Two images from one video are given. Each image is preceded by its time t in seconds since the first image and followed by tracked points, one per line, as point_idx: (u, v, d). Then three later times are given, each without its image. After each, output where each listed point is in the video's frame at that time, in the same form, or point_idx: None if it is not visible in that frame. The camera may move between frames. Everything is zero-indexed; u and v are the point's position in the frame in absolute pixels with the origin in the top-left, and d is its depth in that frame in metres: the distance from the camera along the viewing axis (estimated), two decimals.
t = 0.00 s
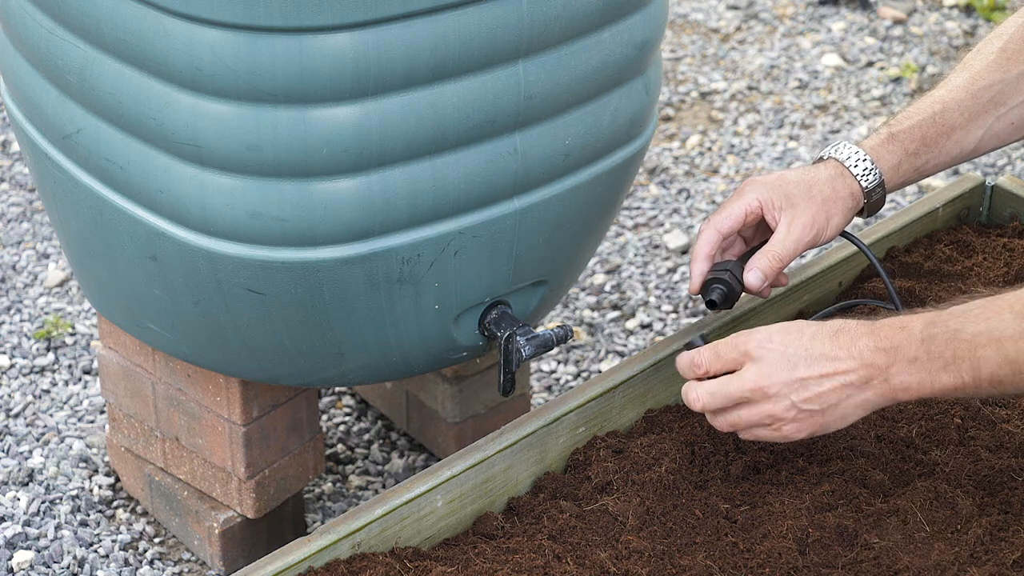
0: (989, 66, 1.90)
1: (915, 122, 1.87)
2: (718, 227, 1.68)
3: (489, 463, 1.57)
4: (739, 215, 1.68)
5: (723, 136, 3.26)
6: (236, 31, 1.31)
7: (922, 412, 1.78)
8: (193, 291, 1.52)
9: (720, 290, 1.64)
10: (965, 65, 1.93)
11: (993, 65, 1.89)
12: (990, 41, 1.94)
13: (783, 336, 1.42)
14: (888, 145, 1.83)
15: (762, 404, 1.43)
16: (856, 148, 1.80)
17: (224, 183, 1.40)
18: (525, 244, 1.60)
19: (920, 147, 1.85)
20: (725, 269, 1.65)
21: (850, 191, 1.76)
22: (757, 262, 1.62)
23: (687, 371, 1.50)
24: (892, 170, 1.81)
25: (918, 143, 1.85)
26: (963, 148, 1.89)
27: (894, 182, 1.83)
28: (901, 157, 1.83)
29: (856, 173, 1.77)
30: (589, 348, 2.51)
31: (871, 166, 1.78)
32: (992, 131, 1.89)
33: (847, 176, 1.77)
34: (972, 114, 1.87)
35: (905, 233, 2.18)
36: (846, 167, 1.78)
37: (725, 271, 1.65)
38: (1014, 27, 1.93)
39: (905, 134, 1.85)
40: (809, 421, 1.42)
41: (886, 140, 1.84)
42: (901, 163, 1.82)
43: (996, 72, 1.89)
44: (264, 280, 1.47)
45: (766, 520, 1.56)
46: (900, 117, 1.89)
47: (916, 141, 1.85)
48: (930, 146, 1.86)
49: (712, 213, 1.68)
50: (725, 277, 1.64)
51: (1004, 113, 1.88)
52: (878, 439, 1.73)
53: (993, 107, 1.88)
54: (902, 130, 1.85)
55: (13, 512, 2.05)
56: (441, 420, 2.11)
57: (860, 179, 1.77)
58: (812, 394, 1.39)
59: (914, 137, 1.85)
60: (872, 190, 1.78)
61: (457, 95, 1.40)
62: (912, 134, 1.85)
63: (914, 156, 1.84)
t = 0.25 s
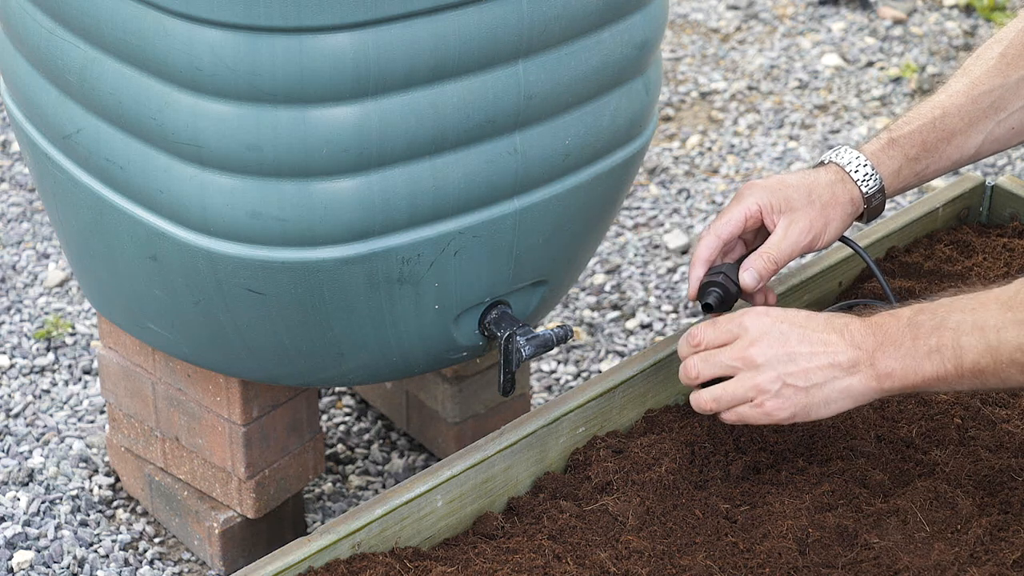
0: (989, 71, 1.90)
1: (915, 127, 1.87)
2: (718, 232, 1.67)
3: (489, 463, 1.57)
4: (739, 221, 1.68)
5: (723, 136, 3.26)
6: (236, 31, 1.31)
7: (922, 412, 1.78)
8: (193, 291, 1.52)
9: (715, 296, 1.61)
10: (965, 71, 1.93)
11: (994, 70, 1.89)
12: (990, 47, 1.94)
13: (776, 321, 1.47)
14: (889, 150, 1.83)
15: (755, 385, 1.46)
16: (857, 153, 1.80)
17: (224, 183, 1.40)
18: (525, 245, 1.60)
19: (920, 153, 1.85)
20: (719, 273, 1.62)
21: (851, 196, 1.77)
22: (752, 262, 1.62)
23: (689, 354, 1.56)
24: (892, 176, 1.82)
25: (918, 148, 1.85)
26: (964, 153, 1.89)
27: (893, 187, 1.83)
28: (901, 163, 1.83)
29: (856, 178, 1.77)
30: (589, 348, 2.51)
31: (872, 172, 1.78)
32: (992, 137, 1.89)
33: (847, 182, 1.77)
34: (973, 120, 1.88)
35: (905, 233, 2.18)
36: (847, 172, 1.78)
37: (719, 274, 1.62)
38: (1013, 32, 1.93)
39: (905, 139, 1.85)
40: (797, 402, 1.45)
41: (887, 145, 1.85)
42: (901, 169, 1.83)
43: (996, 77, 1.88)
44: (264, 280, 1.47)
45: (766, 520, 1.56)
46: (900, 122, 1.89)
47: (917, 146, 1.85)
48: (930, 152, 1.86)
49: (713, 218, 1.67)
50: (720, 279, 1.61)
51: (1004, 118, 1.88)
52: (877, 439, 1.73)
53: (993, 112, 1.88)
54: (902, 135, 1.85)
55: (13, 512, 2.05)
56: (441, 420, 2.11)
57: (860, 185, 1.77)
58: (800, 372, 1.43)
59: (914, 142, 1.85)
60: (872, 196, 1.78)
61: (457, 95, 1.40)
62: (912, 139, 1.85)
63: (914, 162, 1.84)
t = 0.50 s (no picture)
0: (990, 75, 1.89)
1: (916, 131, 1.87)
2: (719, 239, 1.67)
3: (489, 463, 1.57)
4: (739, 228, 1.67)
5: (723, 136, 3.26)
6: (236, 31, 1.31)
7: (922, 412, 1.78)
8: (193, 292, 1.52)
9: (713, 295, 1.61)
10: (964, 76, 1.92)
11: (994, 74, 1.89)
12: (989, 51, 1.94)
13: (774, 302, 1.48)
14: (891, 155, 1.84)
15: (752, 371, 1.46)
16: (859, 157, 1.80)
17: (225, 183, 1.40)
18: (524, 245, 1.60)
19: (921, 157, 1.85)
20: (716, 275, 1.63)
21: (851, 204, 1.77)
22: (748, 263, 1.63)
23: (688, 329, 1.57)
24: (893, 181, 1.82)
25: (920, 152, 1.85)
26: (966, 157, 1.89)
27: (894, 192, 1.84)
28: (902, 168, 1.83)
29: (857, 184, 1.78)
30: (589, 348, 2.51)
31: (873, 177, 1.78)
32: (994, 140, 1.89)
33: (848, 189, 1.77)
34: (974, 124, 1.87)
35: (905, 234, 2.18)
36: (848, 178, 1.78)
37: (716, 277, 1.62)
38: (1012, 37, 1.92)
39: (906, 145, 1.85)
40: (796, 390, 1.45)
41: (888, 149, 1.85)
42: (902, 174, 1.83)
43: (997, 81, 1.88)
44: (264, 280, 1.47)
45: (766, 520, 1.56)
46: (901, 126, 1.90)
47: (918, 151, 1.85)
48: (931, 156, 1.86)
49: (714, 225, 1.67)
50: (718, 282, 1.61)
51: (1004, 121, 1.88)
52: (877, 439, 1.73)
53: (994, 116, 1.88)
54: (903, 140, 1.86)
55: (13, 512, 2.05)
56: (441, 420, 2.11)
57: (861, 191, 1.78)
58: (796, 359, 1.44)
59: (915, 147, 1.85)
60: (873, 201, 1.79)
61: (457, 95, 1.40)
62: (913, 144, 1.85)
63: (915, 166, 1.85)
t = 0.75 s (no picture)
0: (992, 77, 1.89)
1: (920, 133, 1.86)
2: (724, 247, 1.66)
3: (488, 463, 1.57)
4: (744, 236, 1.67)
5: (723, 136, 3.26)
6: (236, 31, 1.31)
7: (922, 412, 1.78)
8: (193, 292, 1.52)
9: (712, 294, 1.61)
10: (967, 76, 1.92)
11: (996, 75, 1.89)
12: (992, 52, 1.93)
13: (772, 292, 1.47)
14: (894, 158, 1.83)
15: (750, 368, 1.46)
16: (862, 159, 1.80)
17: (225, 183, 1.40)
18: (524, 245, 1.60)
19: (925, 159, 1.85)
20: (716, 279, 1.63)
21: (855, 209, 1.77)
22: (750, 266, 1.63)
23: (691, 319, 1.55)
24: (893, 182, 1.82)
25: (923, 155, 1.85)
26: (967, 156, 1.90)
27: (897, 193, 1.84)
28: (906, 171, 1.83)
29: (862, 189, 1.78)
30: (589, 348, 2.51)
31: (877, 182, 1.78)
32: (996, 140, 1.90)
33: (853, 194, 1.77)
34: (978, 126, 1.88)
35: (905, 234, 2.18)
36: (852, 182, 1.78)
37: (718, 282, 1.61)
38: (1016, 36, 1.92)
39: (910, 146, 1.85)
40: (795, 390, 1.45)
41: (892, 152, 1.84)
42: (905, 176, 1.84)
43: (999, 82, 1.88)
44: (264, 280, 1.47)
45: (766, 520, 1.56)
46: (904, 125, 1.88)
47: (922, 153, 1.85)
48: (934, 158, 1.86)
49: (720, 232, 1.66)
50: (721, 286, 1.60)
51: (1006, 124, 1.89)
52: (877, 439, 1.73)
53: (997, 117, 1.88)
54: (907, 142, 1.85)
55: (13, 512, 2.05)
56: (441, 420, 2.11)
57: (865, 196, 1.78)
58: (794, 350, 1.43)
59: (919, 149, 1.85)
60: (876, 207, 1.80)
61: (458, 95, 1.40)
62: (917, 146, 1.85)
63: (918, 168, 1.85)
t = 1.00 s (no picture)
0: (994, 78, 1.89)
1: (922, 133, 1.86)
2: (727, 247, 1.66)
3: (489, 463, 1.57)
4: (747, 236, 1.66)
5: (723, 136, 3.26)
6: (236, 31, 1.31)
7: (922, 412, 1.78)
8: (193, 292, 1.52)
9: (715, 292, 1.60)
10: (968, 76, 1.92)
11: (997, 77, 1.89)
12: (993, 53, 1.93)
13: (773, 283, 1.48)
14: (896, 158, 1.83)
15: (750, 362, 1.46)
16: (862, 157, 1.80)
17: (225, 183, 1.40)
18: (524, 245, 1.60)
19: (926, 159, 1.85)
20: (719, 279, 1.64)
21: (857, 208, 1.78)
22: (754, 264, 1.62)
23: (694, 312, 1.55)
24: (894, 182, 1.82)
25: (924, 155, 1.85)
26: (967, 156, 1.90)
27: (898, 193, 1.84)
28: (906, 170, 1.83)
29: (864, 189, 1.77)
30: (589, 348, 2.51)
31: (879, 182, 1.78)
32: (996, 141, 1.91)
33: (855, 193, 1.77)
34: (979, 126, 1.88)
35: (905, 234, 2.18)
36: (854, 181, 1.78)
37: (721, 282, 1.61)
38: (1017, 38, 1.92)
39: (911, 146, 1.84)
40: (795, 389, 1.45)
41: (893, 152, 1.84)
42: (906, 176, 1.84)
43: (1001, 84, 1.88)
44: (264, 280, 1.47)
45: (766, 520, 1.56)
46: (905, 123, 1.88)
47: (922, 153, 1.85)
48: (935, 158, 1.86)
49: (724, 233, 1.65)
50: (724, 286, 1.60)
51: (1007, 125, 1.89)
52: (877, 439, 1.73)
53: (998, 119, 1.88)
54: (909, 142, 1.85)
55: (13, 512, 2.05)
56: (441, 420, 2.11)
57: (867, 196, 1.78)
58: (793, 348, 1.43)
59: (921, 149, 1.85)
60: (877, 206, 1.80)
61: (457, 95, 1.40)
62: (919, 146, 1.85)
63: (919, 168, 1.85)
